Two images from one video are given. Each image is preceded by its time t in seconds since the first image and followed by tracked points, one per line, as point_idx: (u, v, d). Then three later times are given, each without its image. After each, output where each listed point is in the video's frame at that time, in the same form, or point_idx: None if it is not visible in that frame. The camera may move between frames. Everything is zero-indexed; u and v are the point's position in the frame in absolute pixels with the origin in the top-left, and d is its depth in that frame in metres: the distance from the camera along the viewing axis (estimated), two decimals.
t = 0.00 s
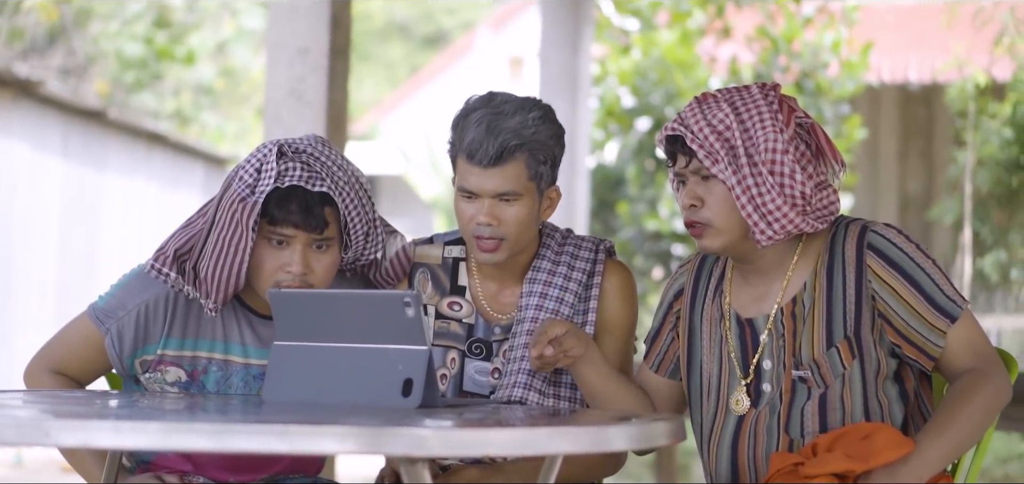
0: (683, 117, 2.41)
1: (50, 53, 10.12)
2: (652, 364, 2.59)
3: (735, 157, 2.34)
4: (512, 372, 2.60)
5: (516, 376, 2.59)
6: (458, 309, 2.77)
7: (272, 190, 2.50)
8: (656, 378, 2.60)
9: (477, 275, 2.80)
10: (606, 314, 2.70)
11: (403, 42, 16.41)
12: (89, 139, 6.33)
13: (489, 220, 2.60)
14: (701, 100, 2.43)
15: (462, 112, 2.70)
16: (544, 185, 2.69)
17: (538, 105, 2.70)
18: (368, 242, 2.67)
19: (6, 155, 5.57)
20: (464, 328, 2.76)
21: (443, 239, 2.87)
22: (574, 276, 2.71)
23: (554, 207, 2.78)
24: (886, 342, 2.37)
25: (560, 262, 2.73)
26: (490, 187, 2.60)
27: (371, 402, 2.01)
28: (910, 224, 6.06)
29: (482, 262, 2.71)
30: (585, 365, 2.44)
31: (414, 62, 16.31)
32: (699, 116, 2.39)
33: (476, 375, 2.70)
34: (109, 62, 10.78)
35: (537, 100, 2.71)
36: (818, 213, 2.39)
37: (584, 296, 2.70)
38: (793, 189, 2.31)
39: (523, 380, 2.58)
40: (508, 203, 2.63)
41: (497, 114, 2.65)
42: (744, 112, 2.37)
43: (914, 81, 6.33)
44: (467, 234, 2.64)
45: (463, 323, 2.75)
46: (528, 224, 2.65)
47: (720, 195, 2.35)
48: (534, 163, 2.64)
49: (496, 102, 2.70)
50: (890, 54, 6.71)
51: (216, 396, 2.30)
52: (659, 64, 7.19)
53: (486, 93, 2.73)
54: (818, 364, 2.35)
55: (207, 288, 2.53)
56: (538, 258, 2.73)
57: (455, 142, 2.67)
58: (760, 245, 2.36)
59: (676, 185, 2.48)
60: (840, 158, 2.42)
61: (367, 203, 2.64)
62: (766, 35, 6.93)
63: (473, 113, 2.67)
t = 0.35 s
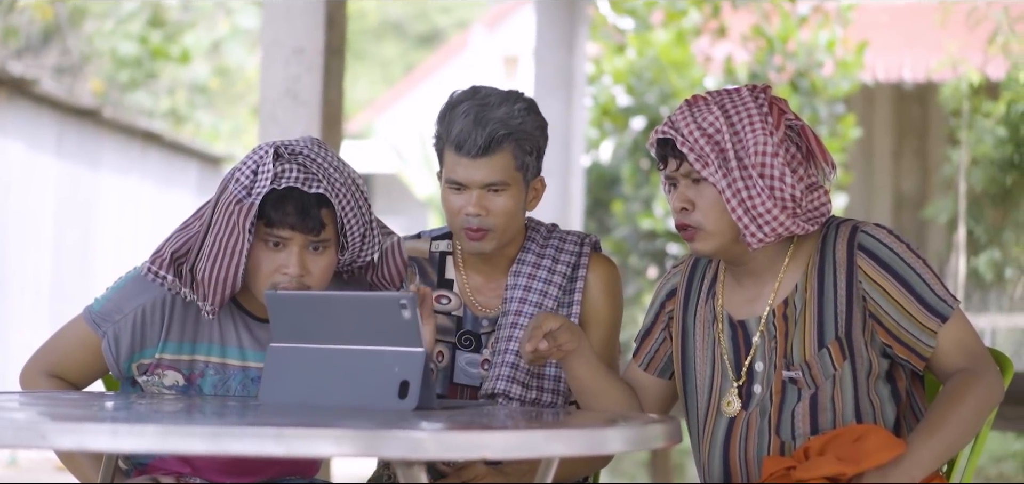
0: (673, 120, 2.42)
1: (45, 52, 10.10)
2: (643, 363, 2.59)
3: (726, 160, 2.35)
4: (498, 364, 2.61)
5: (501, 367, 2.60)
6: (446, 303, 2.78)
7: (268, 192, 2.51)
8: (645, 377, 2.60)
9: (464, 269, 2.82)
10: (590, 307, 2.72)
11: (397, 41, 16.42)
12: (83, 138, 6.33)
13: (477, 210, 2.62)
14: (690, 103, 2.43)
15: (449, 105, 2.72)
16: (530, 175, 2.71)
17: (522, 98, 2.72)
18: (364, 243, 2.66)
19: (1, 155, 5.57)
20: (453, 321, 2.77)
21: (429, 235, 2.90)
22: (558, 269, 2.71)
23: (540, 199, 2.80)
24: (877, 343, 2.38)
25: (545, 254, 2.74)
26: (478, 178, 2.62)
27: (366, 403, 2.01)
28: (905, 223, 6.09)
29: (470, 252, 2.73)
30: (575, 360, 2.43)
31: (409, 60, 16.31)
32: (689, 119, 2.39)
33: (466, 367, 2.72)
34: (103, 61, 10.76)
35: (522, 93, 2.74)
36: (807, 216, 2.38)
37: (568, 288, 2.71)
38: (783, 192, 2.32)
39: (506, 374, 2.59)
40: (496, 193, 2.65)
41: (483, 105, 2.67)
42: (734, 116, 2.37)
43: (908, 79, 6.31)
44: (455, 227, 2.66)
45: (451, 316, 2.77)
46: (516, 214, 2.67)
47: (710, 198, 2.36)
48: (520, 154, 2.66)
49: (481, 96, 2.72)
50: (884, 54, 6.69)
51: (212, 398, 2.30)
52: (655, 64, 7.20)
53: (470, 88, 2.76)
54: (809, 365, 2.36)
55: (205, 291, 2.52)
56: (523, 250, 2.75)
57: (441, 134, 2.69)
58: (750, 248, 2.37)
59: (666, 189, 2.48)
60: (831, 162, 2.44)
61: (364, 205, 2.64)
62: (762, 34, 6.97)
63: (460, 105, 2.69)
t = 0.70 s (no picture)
0: (668, 130, 2.41)
1: (41, 53, 10.08)
2: (643, 371, 2.59)
3: (722, 169, 2.35)
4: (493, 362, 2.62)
5: (496, 366, 2.60)
6: (442, 309, 2.79)
7: (260, 191, 2.50)
8: (644, 384, 2.59)
9: (459, 274, 2.81)
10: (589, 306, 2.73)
11: (393, 41, 16.42)
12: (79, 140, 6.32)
13: (469, 211, 2.62)
14: (684, 111, 2.43)
15: (439, 106, 2.72)
16: (524, 176, 2.71)
17: (515, 98, 2.72)
18: (356, 243, 2.67)
19: None
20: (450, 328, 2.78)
21: (423, 240, 2.87)
22: (554, 270, 2.71)
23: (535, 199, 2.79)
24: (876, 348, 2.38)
25: (541, 256, 2.74)
26: (470, 178, 2.62)
27: (364, 410, 2.02)
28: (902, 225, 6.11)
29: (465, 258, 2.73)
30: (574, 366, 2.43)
31: (405, 60, 16.31)
32: (684, 127, 2.39)
33: (464, 374, 2.72)
34: (100, 63, 10.75)
35: (514, 93, 2.73)
36: (803, 222, 2.38)
37: (566, 290, 2.72)
38: (779, 201, 2.32)
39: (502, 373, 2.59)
40: (488, 194, 2.65)
41: (475, 105, 2.67)
42: (729, 124, 2.37)
43: (905, 80, 6.31)
44: (449, 229, 2.66)
45: (448, 323, 2.77)
46: (509, 213, 2.67)
47: (708, 207, 2.36)
48: (513, 154, 2.66)
49: (474, 95, 2.72)
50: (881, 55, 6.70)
51: (209, 404, 2.30)
52: (652, 66, 7.19)
53: (463, 88, 2.76)
54: (808, 371, 2.36)
55: (198, 291, 2.51)
56: (519, 251, 2.75)
57: (433, 136, 2.69)
58: (748, 256, 2.37)
59: (663, 197, 2.48)
60: (827, 169, 2.42)
61: (358, 207, 2.64)
62: (758, 36, 6.96)
63: (451, 105, 2.69)
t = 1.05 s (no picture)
0: (665, 134, 2.41)
1: (40, 53, 10.06)
2: (642, 376, 2.59)
3: (718, 174, 2.35)
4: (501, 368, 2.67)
5: (507, 371, 2.65)
6: (451, 310, 2.82)
7: (265, 192, 2.50)
8: (644, 390, 2.59)
9: (466, 275, 2.85)
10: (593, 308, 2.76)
11: (392, 42, 16.43)
12: (79, 140, 6.32)
13: (479, 210, 2.67)
14: (681, 116, 2.44)
15: (450, 107, 2.76)
16: (533, 177, 2.76)
17: (525, 100, 2.76)
18: (360, 244, 2.66)
19: None
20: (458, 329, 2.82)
21: (430, 243, 2.90)
22: (561, 273, 2.75)
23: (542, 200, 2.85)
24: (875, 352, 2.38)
25: (547, 259, 2.77)
26: (479, 177, 2.67)
27: (365, 412, 2.01)
28: (901, 226, 6.11)
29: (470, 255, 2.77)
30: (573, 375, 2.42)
31: (404, 61, 16.31)
32: (681, 132, 2.39)
33: (473, 375, 2.76)
34: (99, 63, 10.74)
35: (525, 95, 2.77)
36: (800, 228, 2.38)
37: (572, 292, 2.75)
38: (776, 205, 2.31)
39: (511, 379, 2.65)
40: (499, 193, 2.69)
41: (486, 105, 2.71)
42: (726, 128, 2.37)
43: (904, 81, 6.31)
44: (457, 227, 2.72)
45: (457, 324, 2.81)
46: (518, 214, 2.71)
47: (704, 211, 2.36)
48: (523, 154, 2.71)
49: (484, 96, 2.76)
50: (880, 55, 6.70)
51: (210, 405, 2.30)
52: (652, 67, 7.19)
53: (474, 90, 2.79)
54: (807, 376, 2.36)
55: (201, 293, 2.51)
56: (527, 254, 2.78)
57: (444, 135, 2.73)
58: (745, 260, 2.36)
59: (659, 200, 2.48)
60: (824, 171, 2.41)
61: (361, 208, 2.64)
62: (758, 37, 6.99)
63: (462, 105, 2.72)
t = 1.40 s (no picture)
0: (671, 125, 2.42)
1: (40, 53, 10.07)
2: (630, 363, 2.58)
3: (722, 165, 2.35)
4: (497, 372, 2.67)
5: (501, 374, 2.66)
6: (445, 314, 2.83)
7: (267, 194, 2.50)
8: (633, 377, 2.59)
9: (458, 278, 2.86)
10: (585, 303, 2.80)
11: (391, 42, 16.45)
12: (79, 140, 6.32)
13: (467, 214, 2.67)
14: (689, 109, 2.44)
15: (437, 111, 2.77)
16: (519, 179, 2.76)
17: (510, 102, 2.78)
18: (361, 245, 2.66)
19: None
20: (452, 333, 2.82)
21: (422, 247, 2.91)
22: (552, 274, 2.77)
23: (529, 203, 2.85)
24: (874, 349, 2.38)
25: (538, 259, 2.80)
26: (467, 182, 2.68)
27: (367, 412, 2.02)
28: (901, 226, 6.12)
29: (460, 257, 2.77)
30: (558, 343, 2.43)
31: (404, 61, 16.32)
32: (687, 123, 2.40)
33: (468, 379, 2.77)
34: (98, 63, 10.74)
35: (509, 98, 2.80)
36: (801, 226, 2.38)
37: (564, 292, 2.77)
38: (778, 199, 2.32)
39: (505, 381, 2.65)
40: (486, 197, 2.70)
41: (471, 109, 2.73)
42: (733, 121, 2.37)
43: (905, 81, 6.32)
44: (445, 231, 2.72)
45: (451, 328, 2.82)
46: (506, 217, 2.72)
47: (706, 203, 2.36)
48: (508, 157, 2.72)
49: (468, 101, 2.78)
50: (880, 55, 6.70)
51: (211, 405, 2.30)
52: (653, 66, 7.17)
53: (459, 94, 2.82)
54: (807, 373, 2.36)
55: (204, 294, 2.51)
56: (517, 256, 2.80)
57: (429, 140, 2.74)
58: (744, 254, 2.36)
59: (662, 194, 2.48)
60: (828, 173, 2.41)
61: (361, 208, 2.63)
62: (758, 37, 6.96)
63: (448, 110, 2.74)
